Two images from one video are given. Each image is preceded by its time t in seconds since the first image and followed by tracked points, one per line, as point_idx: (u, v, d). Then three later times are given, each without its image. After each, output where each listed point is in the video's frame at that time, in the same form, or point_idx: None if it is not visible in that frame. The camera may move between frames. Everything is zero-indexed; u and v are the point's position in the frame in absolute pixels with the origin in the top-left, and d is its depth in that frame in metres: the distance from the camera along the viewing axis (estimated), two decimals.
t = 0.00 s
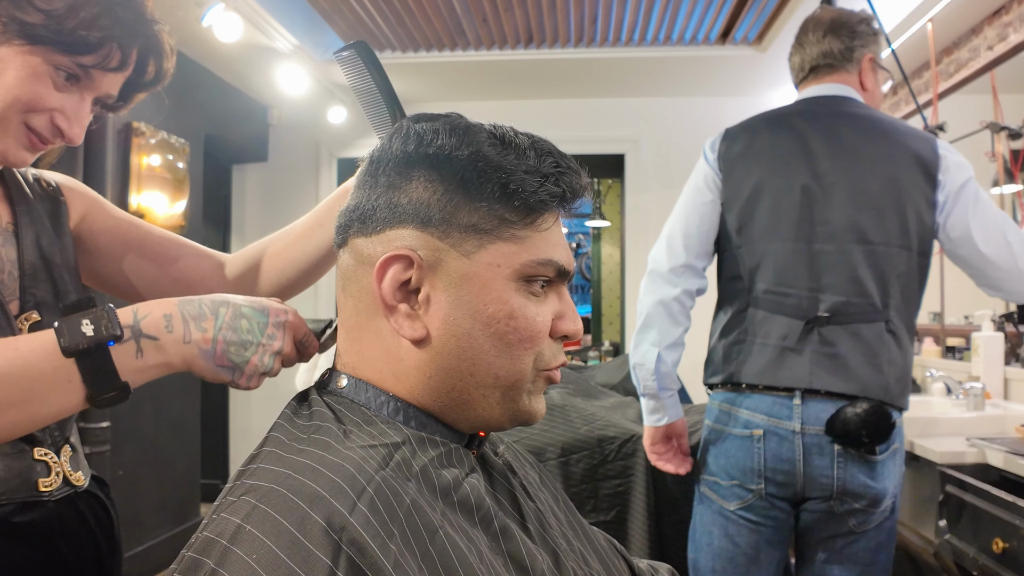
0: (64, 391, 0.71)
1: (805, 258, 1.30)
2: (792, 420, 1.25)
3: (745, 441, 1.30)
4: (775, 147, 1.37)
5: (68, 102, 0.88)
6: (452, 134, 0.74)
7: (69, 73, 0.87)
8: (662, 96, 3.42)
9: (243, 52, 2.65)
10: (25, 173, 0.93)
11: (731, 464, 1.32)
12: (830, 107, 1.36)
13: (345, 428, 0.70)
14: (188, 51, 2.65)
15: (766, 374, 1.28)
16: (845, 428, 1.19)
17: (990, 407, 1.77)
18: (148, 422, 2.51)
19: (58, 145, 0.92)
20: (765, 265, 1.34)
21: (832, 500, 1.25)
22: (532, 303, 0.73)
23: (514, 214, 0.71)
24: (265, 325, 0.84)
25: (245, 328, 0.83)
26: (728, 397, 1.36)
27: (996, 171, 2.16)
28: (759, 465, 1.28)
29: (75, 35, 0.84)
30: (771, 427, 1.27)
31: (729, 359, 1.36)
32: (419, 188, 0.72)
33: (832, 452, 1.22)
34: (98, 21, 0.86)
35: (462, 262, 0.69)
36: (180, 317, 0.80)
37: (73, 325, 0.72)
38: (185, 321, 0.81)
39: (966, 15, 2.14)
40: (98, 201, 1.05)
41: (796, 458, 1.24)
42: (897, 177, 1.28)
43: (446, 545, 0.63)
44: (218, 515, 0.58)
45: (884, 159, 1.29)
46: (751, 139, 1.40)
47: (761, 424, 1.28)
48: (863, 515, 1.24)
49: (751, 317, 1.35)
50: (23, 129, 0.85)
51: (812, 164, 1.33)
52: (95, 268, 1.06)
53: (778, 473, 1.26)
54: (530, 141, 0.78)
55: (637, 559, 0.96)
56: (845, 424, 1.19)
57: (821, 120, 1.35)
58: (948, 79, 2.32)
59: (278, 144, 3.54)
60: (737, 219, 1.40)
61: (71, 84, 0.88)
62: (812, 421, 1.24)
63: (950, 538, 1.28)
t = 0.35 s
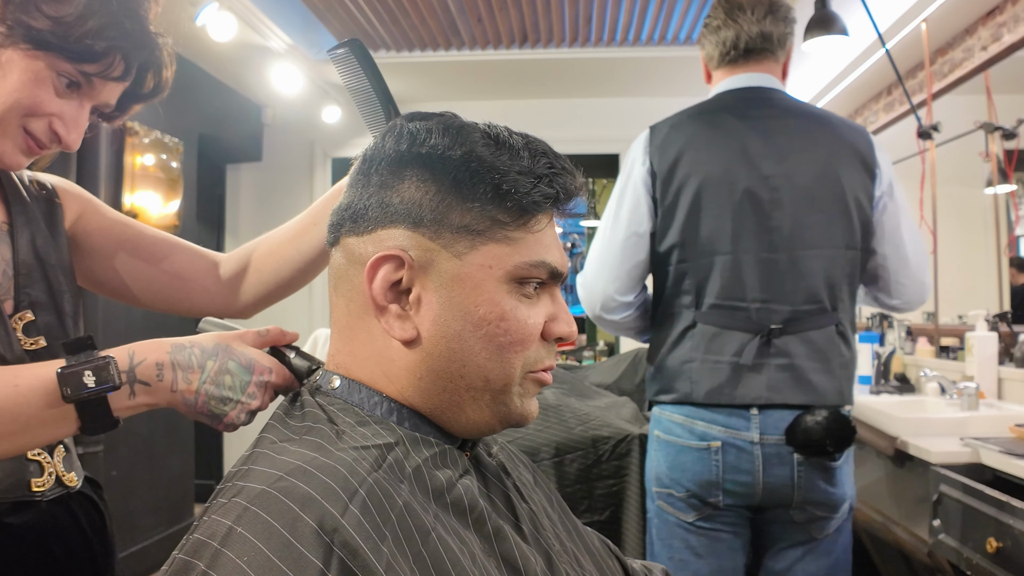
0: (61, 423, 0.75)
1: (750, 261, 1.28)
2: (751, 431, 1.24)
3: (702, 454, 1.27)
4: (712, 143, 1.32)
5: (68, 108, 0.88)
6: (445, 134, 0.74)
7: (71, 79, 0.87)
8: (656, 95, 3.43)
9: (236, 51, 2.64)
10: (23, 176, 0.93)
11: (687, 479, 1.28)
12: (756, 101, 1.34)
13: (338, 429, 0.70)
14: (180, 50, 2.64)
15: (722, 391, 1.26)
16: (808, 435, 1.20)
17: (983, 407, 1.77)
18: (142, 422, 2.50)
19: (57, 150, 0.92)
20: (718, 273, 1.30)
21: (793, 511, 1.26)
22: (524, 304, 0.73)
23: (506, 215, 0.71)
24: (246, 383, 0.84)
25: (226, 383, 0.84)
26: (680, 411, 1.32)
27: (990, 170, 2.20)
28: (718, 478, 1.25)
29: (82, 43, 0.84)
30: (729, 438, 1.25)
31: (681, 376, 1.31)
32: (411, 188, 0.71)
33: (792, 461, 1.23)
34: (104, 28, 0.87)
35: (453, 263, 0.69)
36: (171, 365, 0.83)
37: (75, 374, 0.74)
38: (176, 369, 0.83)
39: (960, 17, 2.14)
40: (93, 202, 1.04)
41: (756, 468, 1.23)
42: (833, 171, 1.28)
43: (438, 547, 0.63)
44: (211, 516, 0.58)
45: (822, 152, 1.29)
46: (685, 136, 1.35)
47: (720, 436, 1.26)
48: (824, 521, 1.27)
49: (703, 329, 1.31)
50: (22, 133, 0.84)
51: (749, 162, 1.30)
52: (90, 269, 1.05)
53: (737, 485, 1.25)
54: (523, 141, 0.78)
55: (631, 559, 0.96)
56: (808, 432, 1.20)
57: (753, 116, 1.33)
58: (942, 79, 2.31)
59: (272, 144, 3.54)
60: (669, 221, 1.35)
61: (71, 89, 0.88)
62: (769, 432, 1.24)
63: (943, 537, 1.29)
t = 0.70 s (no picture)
0: (74, 399, 0.76)
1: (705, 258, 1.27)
2: (714, 434, 1.23)
3: (664, 458, 1.24)
4: (664, 138, 1.29)
5: (71, 111, 0.88)
6: (436, 133, 0.73)
7: (73, 81, 0.87)
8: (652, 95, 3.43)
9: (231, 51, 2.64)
10: (20, 178, 0.92)
11: (647, 484, 1.25)
12: (698, 96, 1.33)
13: (331, 429, 0.70)
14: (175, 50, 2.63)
15: (681, 394, 1.24)
16: (773, 443, 1.19)
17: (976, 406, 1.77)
18: (137, 423, 2.50)
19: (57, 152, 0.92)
20: (676, 274, 1.27)
21: (749, 515, 1.27)
22: (517, 303, 0.73)
23: (498, 214, 0.71)
24: (248, 339, 0.84)
25: (229, 342, 0.83)
26: (638, 414, 1.27)
27: (984, 171, 2.16)
28: (679, 481, 1.23)
29: (86, 46, 0.85)
30: (691, 441, 1.23)
31: (636, 379, 1.27)
32: (402, 188, 0.71)
33: (751, 463, 1.23)
34: (107, 29, 0.87)
35: (445, 263, 0.70)
36: (175, 331, 0.83)
37: (84, 342, 0.76)
38: (179, 335, 0.83)
39: (955, 17, 2.15)
40: (89, 202, 1.04)
41: (717, 471, 1.23)
42: (778, 168, 1.30)
43: (432, 547, 0.63)
44: (203, 515, 0.58)
45: (773, 147, 1.31)
46: (634, 131, 1.31)
47: (682, 439, 1.24)
48: (779, 520, 1.29)
49: (658, 331, 1.27)
50: (23, 133, 0.84)
51: (700, 158, 1.28)
52: (88, 271, 1.05)
53: (697, 488, 1.24)
54: (514, 139, 0.78)
55: (624, 559, 0.96)
56: (773, 439, 1.19)
57: (699, 111, 1.32)
58: (937, 80, 2.35)
59: (267, 144, 3.54)
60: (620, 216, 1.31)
61: (74, 91, 0.88)
62: (731, 435, 1.24)
63: (936, 536, 1.29)
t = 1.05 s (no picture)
0: (65, 408, 0.76)
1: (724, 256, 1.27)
2: (727, 429, 1.24)
3: (678, 455, 1.22)
4: (692, 135, 1.29)
5: (66, 110, 0.88)
6: (429, 134, 0.73)
7: (69, 79, 0.86)
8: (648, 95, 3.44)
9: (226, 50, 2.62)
10: (12, 178, 0.92)
11: (660, 482, 1.23)
12: (716, 99, 1.35)
13: (326, 431, 0.70)
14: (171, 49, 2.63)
15: (692, 391, 1.23)
16: (790, 434, 1.21)
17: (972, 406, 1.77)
18: (131, 423, 2.49)
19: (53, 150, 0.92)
20: (697, 271, 1.26)
21: (753, 507, 1.29)
22: (513, 303, 0.73)
23: (493, 215, 0.71)
24: (242, 357, 0.83)
25: (222, 359, 0.83)
26: (651, 411, 1.25)
27: (980, 172, 2.17)
28: (691, 478, 1.22)
29: (84, 46, 0.85)
30: (706, 437, 1.23)
31: (651, 377, 1.26)
32: (396, 189, 0.71)
33: (761, 456, 1.25)
34: (104, 30, 0.87)
35: (441, 264, 0.69)
36: (168, 346, 0.83)
37: (76, 357, 0.76)
38: (172, 350, 0.83)
39: (951, 18, 2.15)
40: (83, 205, 1.04)
41: (729, 467, 1.23)
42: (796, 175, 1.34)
43: (427, 548, 0.63)
44: (198, 517, 0.58)
45: (782, 149, 1.34)
46: (650, 126, 1.31)
47: (698, 436, 1.23)
48: (776, 514, 1.32)
49: (676, 329, 1.26)
50: (19, 131, 0.84)
51: (722, 157, 1.29)
52: (81, 273, 1.05)
53: (708, 485, 1.23)
54: (508, 138, 0.78)
55: (620, 559, 0.96)
56: (790, 430, 1.21)
57: (721, 112, 1.33)
58: (932, 80, 2.35)
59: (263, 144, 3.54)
60: (648, 210, 1.29)
61: (70, 89, 0.87)
62: (744, 429, 1.25)
63: (932, 536, 1.29)
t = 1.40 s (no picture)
0: (63, 382, 0.76)
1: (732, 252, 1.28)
2: (725, 428, 1.24)
3: (680, 455, 1.22)
4: (701, 132, 1.31)
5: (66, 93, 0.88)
6: (423, 133, 0.73)
7: (68, 61, 0.87)
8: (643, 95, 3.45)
9: (222, 50, 2.62)
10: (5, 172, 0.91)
11: (662, 481, 1.21)
12: (719, 102, 1.37)
13: (320, 432, 0.69)
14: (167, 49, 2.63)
15: (684, 392, 1.23)
16: (788, 428, 1.22)
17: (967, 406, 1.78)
18: (126, 423, 2.49)
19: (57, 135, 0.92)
20: (705, 271, 1.26)
21: (744, 501, 1.29)
22: (508, 302, 0.73)
23: (487, 215, 0.71)
24: (237, 302, 0.85)
25: (218, 307, 0.84)
26: (652, 412, 1.24)
27: (975, 172, 2.17)
28: (690, 479, 1.22)
29: (80, 24, 0.85)
30: (706, 437, 1.23)
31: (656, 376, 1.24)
32: (390, 190, 0.71)
33: (756, 454, 1.27)
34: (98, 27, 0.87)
35: (434, 264, 0.69)
36: (162, 306, 0.83)
37: (66, 320, 0.76)
38: (167, 309, 0.84)
39: (947, 18, 2.16)
40: (75, 200, 1.03)
41: (727, 465, 1.24)
42: (788, 178, 1.40)
43: (421, 550, 0.63)
44: (189, 518, 0.57)
45: (773, 157, 1.38)
46: (654, 122, 1.31)
47: (698, 437, 1.23)
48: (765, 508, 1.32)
49: (683, 327, 1.26)
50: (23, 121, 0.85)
51: (729, 156, 1.31)
52: (74, 270, 1.05)
53: (707, 483, 1.23)
54: (502, 138, 0.78)
55: (615, 560, 0.96)
56: (788, 425, 1.22)
57: (725, 115, 1.36)
58: (928, 81, 2.36)
59: (260, 144, 3.54)
60: (661, 205, 1.28)
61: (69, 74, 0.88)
62: (741, 426, 1.25)
63: (927, 537, 1.30)
